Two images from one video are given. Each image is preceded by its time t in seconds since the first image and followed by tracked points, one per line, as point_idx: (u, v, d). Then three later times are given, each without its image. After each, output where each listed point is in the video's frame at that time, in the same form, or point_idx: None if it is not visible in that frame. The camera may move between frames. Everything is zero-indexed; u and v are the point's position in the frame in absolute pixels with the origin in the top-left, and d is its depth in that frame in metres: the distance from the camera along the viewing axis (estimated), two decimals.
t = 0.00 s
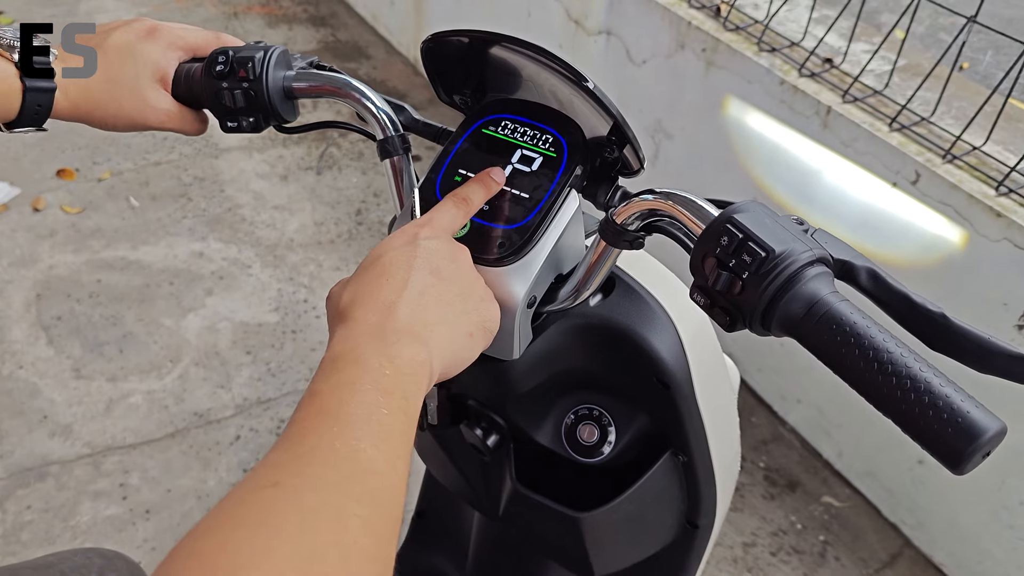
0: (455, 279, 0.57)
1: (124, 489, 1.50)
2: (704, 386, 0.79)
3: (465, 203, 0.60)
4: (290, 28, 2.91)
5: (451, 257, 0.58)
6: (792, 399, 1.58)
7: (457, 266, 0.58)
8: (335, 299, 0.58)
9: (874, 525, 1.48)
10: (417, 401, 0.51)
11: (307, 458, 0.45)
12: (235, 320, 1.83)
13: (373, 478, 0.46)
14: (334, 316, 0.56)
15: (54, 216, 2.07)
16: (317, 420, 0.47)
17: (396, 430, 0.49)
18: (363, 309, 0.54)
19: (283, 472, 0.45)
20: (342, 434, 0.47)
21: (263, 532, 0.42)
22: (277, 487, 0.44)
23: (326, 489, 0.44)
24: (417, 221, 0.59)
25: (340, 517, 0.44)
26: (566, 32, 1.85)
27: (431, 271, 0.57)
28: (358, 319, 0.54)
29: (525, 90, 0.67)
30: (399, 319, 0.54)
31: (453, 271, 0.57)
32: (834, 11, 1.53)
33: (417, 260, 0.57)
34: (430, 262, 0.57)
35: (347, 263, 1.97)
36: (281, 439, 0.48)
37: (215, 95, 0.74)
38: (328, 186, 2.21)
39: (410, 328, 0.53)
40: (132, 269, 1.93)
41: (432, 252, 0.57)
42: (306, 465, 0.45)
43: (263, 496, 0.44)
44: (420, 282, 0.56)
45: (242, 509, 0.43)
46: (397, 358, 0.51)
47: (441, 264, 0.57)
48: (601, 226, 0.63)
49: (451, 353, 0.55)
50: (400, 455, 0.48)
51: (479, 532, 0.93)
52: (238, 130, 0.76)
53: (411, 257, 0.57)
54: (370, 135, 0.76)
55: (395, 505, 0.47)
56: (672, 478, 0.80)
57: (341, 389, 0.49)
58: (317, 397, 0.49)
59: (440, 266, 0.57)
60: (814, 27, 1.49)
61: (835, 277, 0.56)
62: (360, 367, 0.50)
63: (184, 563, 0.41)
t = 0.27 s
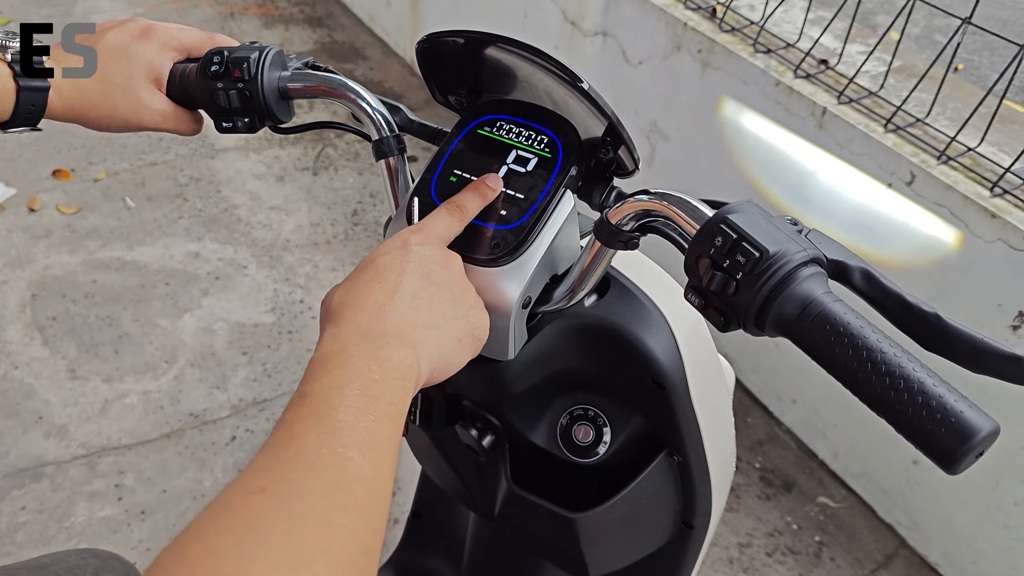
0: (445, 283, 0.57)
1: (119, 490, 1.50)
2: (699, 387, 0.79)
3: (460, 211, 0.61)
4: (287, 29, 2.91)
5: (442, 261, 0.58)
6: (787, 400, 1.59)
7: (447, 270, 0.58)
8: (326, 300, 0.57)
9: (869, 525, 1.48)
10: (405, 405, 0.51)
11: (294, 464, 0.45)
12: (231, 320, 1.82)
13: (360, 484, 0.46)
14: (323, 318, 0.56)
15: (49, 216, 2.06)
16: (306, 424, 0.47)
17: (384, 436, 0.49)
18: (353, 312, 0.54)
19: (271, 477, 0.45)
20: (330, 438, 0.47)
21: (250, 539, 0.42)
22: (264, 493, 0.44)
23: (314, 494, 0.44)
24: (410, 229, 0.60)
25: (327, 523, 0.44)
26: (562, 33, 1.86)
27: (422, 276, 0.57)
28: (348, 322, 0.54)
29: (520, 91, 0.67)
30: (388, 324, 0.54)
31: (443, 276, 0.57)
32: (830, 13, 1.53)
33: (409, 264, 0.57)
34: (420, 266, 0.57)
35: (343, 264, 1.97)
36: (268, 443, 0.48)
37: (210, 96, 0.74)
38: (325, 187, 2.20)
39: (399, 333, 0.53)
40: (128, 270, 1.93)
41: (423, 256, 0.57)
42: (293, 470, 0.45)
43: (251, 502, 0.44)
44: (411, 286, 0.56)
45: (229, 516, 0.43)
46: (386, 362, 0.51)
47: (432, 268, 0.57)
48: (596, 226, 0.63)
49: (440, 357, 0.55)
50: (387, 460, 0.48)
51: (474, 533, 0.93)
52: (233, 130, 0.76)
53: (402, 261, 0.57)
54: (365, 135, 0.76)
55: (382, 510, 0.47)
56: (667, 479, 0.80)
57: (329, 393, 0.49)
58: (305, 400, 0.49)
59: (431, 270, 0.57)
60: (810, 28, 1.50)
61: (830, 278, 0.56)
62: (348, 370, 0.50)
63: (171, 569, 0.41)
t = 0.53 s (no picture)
0: (441, 295, 0.57)
1: (117, 490, 1.49)
2: (697, 387, 0.79)
3: (457, 217, 0.61)
4: (285, 29, 2.91)
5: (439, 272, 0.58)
6: (786, 400, 1.59)
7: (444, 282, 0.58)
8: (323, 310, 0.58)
9: (868, 525, 1.49)
10: (398, 417, 0.51)
11: (286, 474, 0.45)
12: (229, 321, 1.82)
13: (352, 495, 0.46)
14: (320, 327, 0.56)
15: (47, 216, 2.06)
16: (299, 434, 0.47)
17: (377, 447, 0.49)
18: (349, 322, 0.54)
19: (262, 487, 0.45)
20: (323, 449, 0.46)
21: (239, 549, 0.42)
22: (255, 503, 0.44)
23: (305, 505, 0.44)
24: (409, 238, 0.60)
25: (316, 535, 0.43)
26: (561, 33, 1.86)
27: (418, 287, 0.57)
28: (344, 333, 0.54)
29: (518, 90, 0.67)
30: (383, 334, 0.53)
31: (439, 287, 0.57)
32: (828, 13, 1.53)
33: (406, 274, 0.57)
34: (417, 277, 0.57)
35: (342, 264, 1.97)
36: (261, 452, 0.48)
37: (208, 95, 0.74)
38: (323, 187, 2.20)
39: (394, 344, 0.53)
40: (126, 270, 1.92)
41: (420, 267, 0.58)
42: (285, 481, 0.45)
43: (240, 513, 0.43)
44: (407, 298, 0.56)
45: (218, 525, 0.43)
46: (380, 373, 0.51)
47: (428, 279, 0.57)
48: (594, 226, 0.63)
49: (434, 370, 0.55)
50: (379, 472, 0.48)
51: (473, 534, 0.93)
52: (231, 130, 0.76)
53: (399, 272, 0.57)
54: (363, 134, 0.76)
55: (372, 523, 0.47)
56: (666, 479, 0.80)
57: (323, 403, 0.49)
58: (300, 410, 0.49)
59: (427, 281, 0.57)
60: (808, 29, 1.50)
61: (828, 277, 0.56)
62: (343, 381, 0.50)
63: None
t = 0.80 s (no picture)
0: (435, 298, 0.57)
1: (116, 490, 1.49)
2: (696, 387, 0.79)
3: (454, 218, 0.60)
4: (284, 29, 2.91)
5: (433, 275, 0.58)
6: (784, 400, 1.59)
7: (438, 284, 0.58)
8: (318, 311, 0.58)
9: (866, 526, 1.49)
10: (390, 418, 0.51)
11: (277, 473, 0.45)
12: (228, 321, 1.82)
13: (342, 495, 0.46)
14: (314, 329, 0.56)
15: (46, 217, 2.06)
16: (291, 434, 0.47)
17: (368, 447, 0.48)
18: (343, 324, 0.54)
19: (252, 486, 0.45)
20: (314, 449, 0.46)
21: (227, 548, 0.41)
22: (245, 502, 0.44)
23: (294, 504, 0.44)
24: (405, 240, 0.60)
25: (305, 534, 0.43)
26: (560, 33, 1.86)
27: (411, 289, 0.57)
28: (338, 334, 0.54)
29: (516, 91, 0.67)
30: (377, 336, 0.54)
31: (433, 290, 0.58)
32: (827, 13, 1.53)
33: (400, 277, 0.57)
34: (411, 279, 0.57)
35: (341, 264, 1.97)
36: (253, 451, 0.48)
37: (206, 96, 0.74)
38: (322, 187, 2.20)
39: (387, 346, 0.53)
40: (125, 270, 1.92)
41: (415, 270, 0.58)
42: (275, 481, 0.45)
43: (230, 511, 0.43)
44: (401, 300, 0.56)
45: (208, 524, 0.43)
46: (373, 374, 0.51)
47: (422, 282, 0.57)
48: (592, 227, 0.63)
49: (427, 372, 0.55)
50: (370, 472, 0.48)
51: (471, 535, 0.93)
52: (229, 130, 0.76)
53: (393, 274, 0.57)
54: (361, 135, 0.76)
55: (362, 522, 0.46)
56: (664, 479, 0.80)
57: (316, 404, 0.49)
58: (292, 410, 0.49)
59: (421, 283, 0.57)
60: (807, 29, 1.50)
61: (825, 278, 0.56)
62: (335, 381, 0.50)
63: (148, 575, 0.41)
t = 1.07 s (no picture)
0: (432, 302, 0.57)
1: (116, 493, 1.49)
2: (695, 390, 0.79)
3: (454, 220, 0.61)
4: (285, 32, 2.91)
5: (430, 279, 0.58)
6: (784, 403, 1.59)
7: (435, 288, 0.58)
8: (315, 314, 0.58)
9: (866, 528, 1.49)
10: (386, 422, 0.51)
11: (272, 478, 0.45)
12: (228, 324, 1.82)
13: (337, 499, 0.46)
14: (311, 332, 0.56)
15: (46, 219, 2.06)
16: (286, 438, 0.47)
17: (363, 451, 0.48)
18: (339, 327, 0.54)
19: (247, 491, 0.45)
20: (309, 453, 0.47)
21: (221, 553, 0.42)
22: (239, 507, 0.44)
23: (289, 509, 0.44)
24: (404, 242, 0.60)
25: (300, 539, 0.43)
26: (559, 36, 1.86)
27: (407, 292, 0.57)
28: (333, 338, 0.54)
29: (516, 94, 0.67)
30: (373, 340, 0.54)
31: (429, 293, 0.58)
32: (826, 17, 1.53)
33: (397, 281, 0.57)
34: (408, 283, 0.57)
35: (341, 267, 1.97)
36: (248, 455, 0.48)
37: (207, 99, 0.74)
38: (322, 190, 2.21)
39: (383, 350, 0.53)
40: (125, 273, 1.92)
41: (412, 274, 0.58)
42: (268, 485, 0.45)
43: (224, 516, 0.43)
44: (398, 304, 0.56)
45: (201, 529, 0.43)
46: (368, 378, 0.51)
47: (419, 285, 0.58)
48: (591, 230, 0.63)
49: (423, 376, 0.55)
50: (365, 476, 0.48)
51: (471, 538, 0.93)
52: (229, 133, 0.76)
53: (391, 278, 0.57)
54: (361, 139, 0.76)
55: (357, 525, 0.46)
56: (663, 482, 0.80)
57: (311, 408, 0.49)
58: (287, 414, 0.49)
59: (417, 287, 0.57)
60: (806, 32, 1.50)
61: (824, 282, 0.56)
62: (331, 385, 0.50)
63: None
